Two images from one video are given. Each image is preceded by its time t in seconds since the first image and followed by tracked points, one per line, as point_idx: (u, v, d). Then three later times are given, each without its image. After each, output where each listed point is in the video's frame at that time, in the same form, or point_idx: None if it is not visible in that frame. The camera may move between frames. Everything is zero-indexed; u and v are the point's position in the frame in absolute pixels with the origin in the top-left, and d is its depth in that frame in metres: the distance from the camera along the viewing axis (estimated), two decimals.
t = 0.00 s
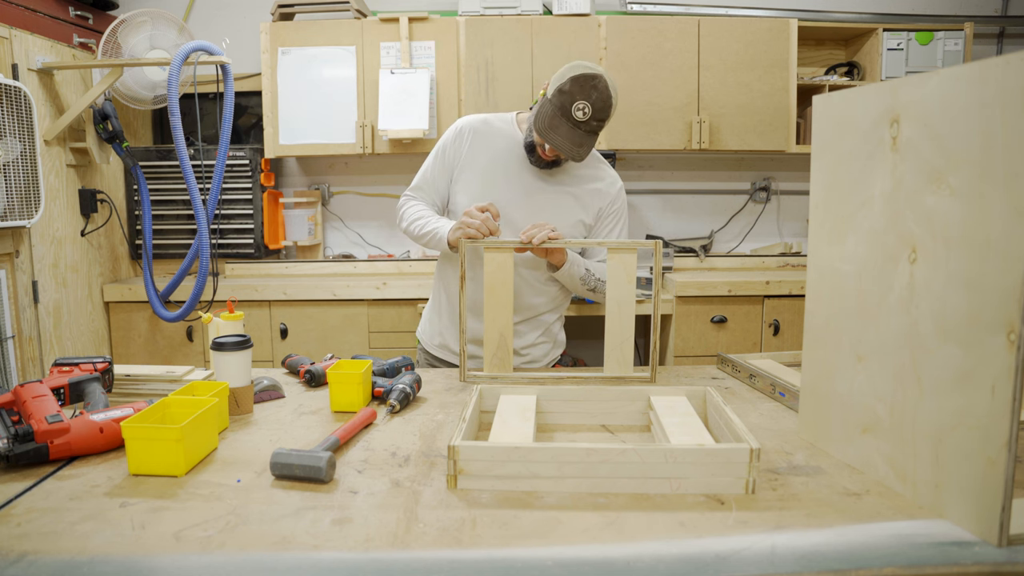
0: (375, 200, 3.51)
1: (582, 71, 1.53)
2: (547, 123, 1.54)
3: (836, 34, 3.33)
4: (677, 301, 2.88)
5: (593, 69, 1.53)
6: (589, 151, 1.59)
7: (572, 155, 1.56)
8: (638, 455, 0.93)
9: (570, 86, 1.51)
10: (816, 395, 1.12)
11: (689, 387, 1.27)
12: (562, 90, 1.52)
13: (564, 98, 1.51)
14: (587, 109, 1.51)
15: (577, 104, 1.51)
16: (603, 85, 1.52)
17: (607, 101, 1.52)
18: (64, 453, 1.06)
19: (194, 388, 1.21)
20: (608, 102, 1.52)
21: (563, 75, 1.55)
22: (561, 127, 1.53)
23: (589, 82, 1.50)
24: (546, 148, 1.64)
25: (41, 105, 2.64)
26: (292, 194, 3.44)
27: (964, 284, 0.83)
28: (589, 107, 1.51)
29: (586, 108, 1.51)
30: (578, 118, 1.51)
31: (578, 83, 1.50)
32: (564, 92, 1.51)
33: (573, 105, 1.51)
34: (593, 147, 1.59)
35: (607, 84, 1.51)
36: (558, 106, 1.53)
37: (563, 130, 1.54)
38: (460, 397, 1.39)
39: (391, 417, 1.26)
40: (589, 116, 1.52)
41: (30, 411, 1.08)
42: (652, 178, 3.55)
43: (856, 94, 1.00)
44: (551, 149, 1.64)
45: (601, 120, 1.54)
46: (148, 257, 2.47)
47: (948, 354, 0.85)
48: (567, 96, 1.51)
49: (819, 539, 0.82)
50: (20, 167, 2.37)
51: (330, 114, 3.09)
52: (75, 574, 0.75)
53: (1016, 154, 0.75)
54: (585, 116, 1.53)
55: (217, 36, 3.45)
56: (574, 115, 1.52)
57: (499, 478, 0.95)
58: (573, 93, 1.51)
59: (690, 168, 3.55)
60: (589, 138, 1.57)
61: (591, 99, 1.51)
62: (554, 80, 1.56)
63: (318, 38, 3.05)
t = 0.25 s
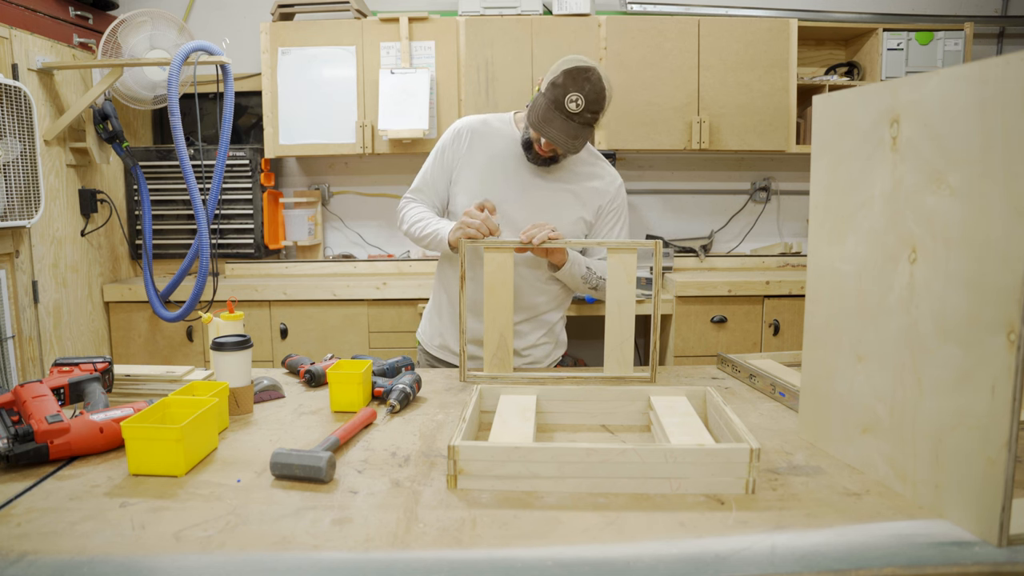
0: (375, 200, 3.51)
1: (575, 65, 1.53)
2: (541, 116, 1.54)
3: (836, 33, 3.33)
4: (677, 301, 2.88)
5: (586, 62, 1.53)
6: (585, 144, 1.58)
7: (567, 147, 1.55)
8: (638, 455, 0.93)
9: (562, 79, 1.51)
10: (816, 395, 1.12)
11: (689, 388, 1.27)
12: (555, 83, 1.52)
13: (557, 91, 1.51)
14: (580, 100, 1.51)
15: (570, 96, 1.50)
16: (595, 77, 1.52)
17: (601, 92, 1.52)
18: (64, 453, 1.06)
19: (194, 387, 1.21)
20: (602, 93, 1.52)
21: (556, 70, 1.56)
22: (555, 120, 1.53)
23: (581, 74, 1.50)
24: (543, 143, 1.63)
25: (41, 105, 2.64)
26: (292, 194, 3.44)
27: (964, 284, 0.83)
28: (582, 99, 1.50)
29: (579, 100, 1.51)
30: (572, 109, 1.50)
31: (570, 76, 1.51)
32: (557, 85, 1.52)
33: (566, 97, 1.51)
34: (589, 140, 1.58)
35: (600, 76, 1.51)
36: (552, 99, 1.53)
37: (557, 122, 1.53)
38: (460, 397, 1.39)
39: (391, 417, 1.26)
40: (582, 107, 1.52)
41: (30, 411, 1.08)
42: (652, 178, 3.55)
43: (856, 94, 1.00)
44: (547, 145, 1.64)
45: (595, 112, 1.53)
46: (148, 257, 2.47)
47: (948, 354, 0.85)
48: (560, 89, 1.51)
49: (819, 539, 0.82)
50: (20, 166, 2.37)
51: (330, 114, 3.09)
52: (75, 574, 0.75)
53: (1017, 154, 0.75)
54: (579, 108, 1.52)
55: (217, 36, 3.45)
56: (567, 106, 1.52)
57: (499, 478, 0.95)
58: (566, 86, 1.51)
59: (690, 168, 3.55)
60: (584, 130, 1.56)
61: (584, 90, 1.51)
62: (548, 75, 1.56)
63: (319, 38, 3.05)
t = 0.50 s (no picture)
0: (375, 200, 3.51)
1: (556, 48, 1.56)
2: (523, 96, 1.56)
3: (836, 33, 3.34)
4: (677, 301, 2.88)
5: (568, 46, 1.55)
6: (569, 122, 1.56)
7: (548, 124, 1.54)
8: (638, 455, 0.93)
9: (543, 59, 1.53)
10: (816, 396, 1.12)
11: (689, 388, 1.27)
12: (537, 65, 1.55)
13: (538, 71, 1.53)
14: (560, 77, 1.51)
15: (550, 74, 1.51)
16: (577, 57, 1.53)
17: (582, 71, 1.52)
18: (64, 453, 1.06)
19: (194, 388, 1.21)
20: (582, 70, 1.52)
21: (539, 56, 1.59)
22: (536, 97, 1.53)
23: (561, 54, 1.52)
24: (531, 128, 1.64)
25: (41, 105, 2.64)
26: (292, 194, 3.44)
27: (964, 285, 0.83)
28: (561, 75, 1.50)
29: (559, 77, 1.51)
30: (551, 85, 1.50)
31: (550, 56, 1.53)
32: (538, 66, 1.54)
33: (546, 76, 1.52)
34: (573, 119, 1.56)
35: (581, 54, 1.52)
36: (533, 80, 1.55)
37: (538, 101, 1.54)
38: (460, 397, 1.39)
39: (391, 417, 1.26)
40: (562, 84, 1.52)
41: (30, 411, 1.08)
42: (652, 178, 3.55)
43: (856, 94, 1.00)
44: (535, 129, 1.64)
45: (576, 89, 1.53)
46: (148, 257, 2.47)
47: (948, 354, 0.85)
48: (540, 69, 1.53)
49: (819, 539, 0.82)
50: (20, 166, 2.37)
51: (330, 114, 3.09)
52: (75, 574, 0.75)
53: (1017, 154, 0.75)
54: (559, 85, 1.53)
55: (217, 36, 3.45)
56: (547, 84, 1.52)
57: (499, 478, 0.95)
58: (546, 65, 1.53)
59: (690, 168, 3.55)
60: (567, 108, 1.55)
61: (564, 68, 1.52)
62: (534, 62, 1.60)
63: (319, 38, 3.05)
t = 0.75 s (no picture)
0: (375, 200, 3.51)
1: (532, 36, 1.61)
2: (498, 79, 1.59)
3: (836, 33, 3.34)
4: (677, 301, 2.88)
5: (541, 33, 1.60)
6: (542, 100, 1.56)
7: (523, 101, 1.55)
8: (638, 455, 0.93)
9: (516, 44, 1.58)
10: (816, 396, 1.12)
11: (689, 387, 1.27)
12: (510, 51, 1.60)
13: (511, 54, 1.58)
14: (530, 56, 1.54)
15: (521, 54, 1.55)
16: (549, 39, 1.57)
17: (553, 49, 1.55)
18: (64, 453, 1.06)
19: (194, 388, 1.21)
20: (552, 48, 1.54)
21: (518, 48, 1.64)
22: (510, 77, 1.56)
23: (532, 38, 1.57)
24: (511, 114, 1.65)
25: (41, 105, 2.64)
26: (292, 194, 3.45)
27: (964, 285, 0.83)
28: (531, 53, 1.53)
29: (530, 57, 1.54)
30: (521, 63, 1.53)
31: (521, 40, 1.58)
32: (512, 51, 1.59)
33: (517, 57, 1.56)
34: (547, 97, 1.56)
35: (552, 36, 1.56)
36: (507, 64, 1.59)
37: (512, 81, 1.56)
38: (460, 397, 1.39)
39: (392, 417, 1.26)
40: (533, 62, 1.54)
41: (30, 411, 1.08)
42: (651, 178, 3.55)
43: (856, 94, 1.00)
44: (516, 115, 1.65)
45: (548, 67, 1.55)
46: (148, 257, 2.47)
47: (948, 354, 0.85)
48: (513, 53, 1.58)
49: (819, 539, 0.82)
50: (20, 166, 2.37)
51: (330, 115, 3.09)
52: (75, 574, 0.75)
53: (1017, 154, 0.75)
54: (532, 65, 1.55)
55: (217, 36, 3.45)
56: (519, 64, 1.55)
57: (500, 478, 0.95)
58: (517, 48, 1.57)
59: (690, 168, 3.55)
60: (540, 87, 1.56)
61: (535, 48, 1.55)
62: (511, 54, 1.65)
63: (319, 38, 3.05)
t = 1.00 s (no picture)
0: (375, 200, 3.51)
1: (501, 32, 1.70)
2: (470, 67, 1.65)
3: (836, 33, 3.34)
4: (677, 301, 2.88)
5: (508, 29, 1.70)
6: (514, 78, 1.60)
7: (494, 78, 1.59)
8: (638, 455, 0.93)
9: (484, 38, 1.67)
10: (816, 396, 1.12)
11: (689, 387, 1.27)
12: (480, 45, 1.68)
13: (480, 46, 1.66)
14: (497, 39, 1.61)
15: (488, 41, 1.63)
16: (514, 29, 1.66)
17: (519, 35, 1.63)
18: (64, 453, 1.06)
19: (194, 388, 1.21)
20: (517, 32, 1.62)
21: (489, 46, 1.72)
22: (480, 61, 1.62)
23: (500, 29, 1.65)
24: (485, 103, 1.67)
25: (41, 105, 2.64)
26: (292, 194, 3.45)
27: (964, 285, 0.83)
28: (498, 37, 1.60)
29: (498, 42, 1.61)
30: (490, 46, 1.59)
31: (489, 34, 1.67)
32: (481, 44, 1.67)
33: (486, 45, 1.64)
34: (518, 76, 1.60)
35: (517, 25, 1.64)
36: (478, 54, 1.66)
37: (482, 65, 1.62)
38: (460, 397, 1.39)
39: (392, 417, 1.26)
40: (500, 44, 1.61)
41: (30, 411, 1.08)
42: (652, 178, 3.55)
43: (856, 94, 1.00)
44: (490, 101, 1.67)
45: (515, 48, 1.61)
46: (148, 257, 2.47)
47: (948, 354, 0.85)
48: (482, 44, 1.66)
49: (819, 539, 0.82)
50: (20, 166, 2.37)
51: (330, 115, 3.09)
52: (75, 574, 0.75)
53: (1017, 154, 0.75)
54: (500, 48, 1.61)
55: (217, 36, 3.45)
56: (487, 49, 1.62)
57: (500, 478, 0.95)
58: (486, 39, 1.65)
59: (690, 168, 3.55)
60: (511, 66, 1.60)
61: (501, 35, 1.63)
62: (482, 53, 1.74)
63: (319, 38, 3.05)
